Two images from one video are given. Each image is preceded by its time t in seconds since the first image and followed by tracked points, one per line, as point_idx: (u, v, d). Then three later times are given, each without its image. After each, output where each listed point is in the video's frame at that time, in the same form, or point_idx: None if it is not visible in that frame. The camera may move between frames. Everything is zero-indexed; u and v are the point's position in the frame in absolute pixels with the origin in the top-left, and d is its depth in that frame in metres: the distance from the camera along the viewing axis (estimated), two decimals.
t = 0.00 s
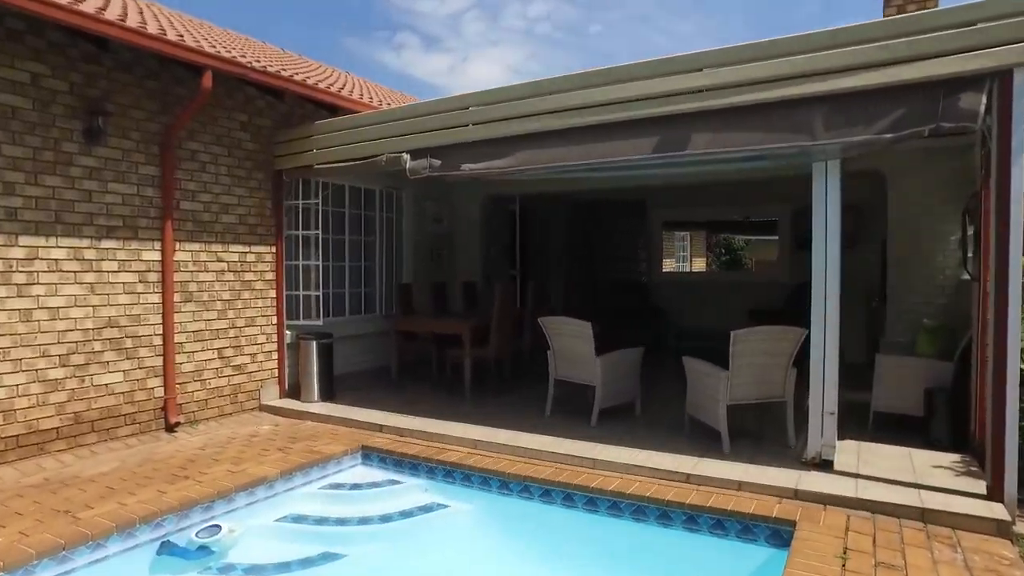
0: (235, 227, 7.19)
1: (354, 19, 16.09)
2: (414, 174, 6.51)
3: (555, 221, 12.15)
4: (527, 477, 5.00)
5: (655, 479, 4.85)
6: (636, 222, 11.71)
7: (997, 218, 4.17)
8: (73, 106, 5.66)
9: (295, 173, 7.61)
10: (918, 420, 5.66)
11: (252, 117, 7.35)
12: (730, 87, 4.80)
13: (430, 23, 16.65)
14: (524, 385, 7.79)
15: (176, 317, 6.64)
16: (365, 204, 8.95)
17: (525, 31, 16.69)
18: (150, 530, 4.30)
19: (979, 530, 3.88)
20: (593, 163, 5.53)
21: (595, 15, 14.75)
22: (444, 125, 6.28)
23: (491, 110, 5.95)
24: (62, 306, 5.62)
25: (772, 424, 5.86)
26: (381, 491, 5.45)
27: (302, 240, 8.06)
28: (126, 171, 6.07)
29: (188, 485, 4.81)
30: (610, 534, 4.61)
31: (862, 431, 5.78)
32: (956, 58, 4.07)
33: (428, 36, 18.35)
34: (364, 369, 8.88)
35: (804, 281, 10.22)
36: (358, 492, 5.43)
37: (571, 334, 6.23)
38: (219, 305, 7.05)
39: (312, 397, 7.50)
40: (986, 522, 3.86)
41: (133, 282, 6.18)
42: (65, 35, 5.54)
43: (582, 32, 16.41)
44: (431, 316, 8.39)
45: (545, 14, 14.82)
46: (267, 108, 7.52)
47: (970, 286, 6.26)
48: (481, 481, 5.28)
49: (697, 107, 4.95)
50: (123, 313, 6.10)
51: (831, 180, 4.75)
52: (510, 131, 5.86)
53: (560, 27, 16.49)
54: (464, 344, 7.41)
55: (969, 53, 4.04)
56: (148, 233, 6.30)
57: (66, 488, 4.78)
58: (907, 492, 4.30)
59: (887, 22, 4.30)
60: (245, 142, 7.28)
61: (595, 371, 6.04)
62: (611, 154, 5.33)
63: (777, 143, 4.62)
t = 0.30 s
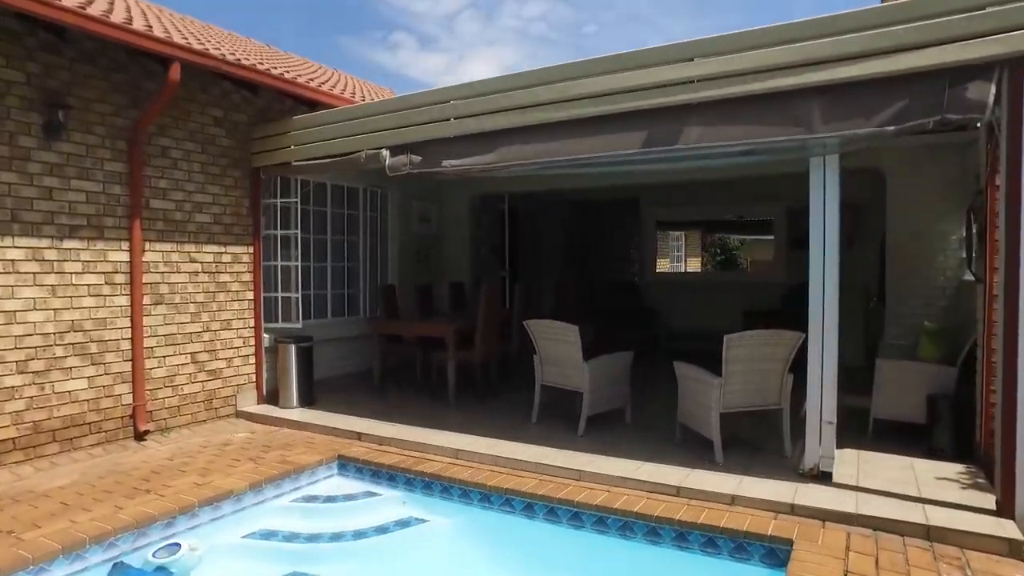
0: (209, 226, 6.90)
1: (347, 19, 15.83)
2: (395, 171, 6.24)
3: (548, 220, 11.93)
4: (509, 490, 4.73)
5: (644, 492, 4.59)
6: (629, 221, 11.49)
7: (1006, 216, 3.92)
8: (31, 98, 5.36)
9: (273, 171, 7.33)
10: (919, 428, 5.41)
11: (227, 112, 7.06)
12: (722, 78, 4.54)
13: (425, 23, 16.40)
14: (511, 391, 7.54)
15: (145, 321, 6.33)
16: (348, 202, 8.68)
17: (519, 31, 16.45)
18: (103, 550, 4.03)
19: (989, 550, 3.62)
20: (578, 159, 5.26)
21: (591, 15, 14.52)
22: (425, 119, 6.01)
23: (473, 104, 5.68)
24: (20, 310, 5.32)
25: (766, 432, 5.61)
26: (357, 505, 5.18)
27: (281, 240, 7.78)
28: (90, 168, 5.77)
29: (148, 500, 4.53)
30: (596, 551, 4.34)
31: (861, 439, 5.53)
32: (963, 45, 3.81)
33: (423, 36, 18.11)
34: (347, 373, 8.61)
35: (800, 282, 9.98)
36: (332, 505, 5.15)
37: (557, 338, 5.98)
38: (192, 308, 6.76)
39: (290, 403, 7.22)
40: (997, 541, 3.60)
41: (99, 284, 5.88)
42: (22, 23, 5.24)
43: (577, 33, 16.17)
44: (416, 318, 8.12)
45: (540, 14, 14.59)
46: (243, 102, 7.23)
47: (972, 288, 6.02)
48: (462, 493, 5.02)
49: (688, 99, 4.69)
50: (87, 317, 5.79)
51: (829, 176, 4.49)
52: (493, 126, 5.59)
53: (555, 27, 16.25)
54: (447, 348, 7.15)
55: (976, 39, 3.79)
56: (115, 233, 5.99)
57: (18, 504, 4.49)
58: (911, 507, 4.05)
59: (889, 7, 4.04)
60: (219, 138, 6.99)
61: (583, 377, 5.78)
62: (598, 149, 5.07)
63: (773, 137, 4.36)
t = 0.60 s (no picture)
0: (179, 225, 6.60)
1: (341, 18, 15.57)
2: (371, 167, 5.95)
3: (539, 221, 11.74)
4: (487, 505, 4.45)
5: (630, 508, 4.31)
6: (622, 221, 11.26)
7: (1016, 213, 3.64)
8: None
9: (247, 167, 7.03)
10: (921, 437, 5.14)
11: (199, 106, 6.76)
12: (713, 66, 4.26)
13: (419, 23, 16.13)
14: (496, 397, 7.25)
15: (110, 324, 5.99)
16: (329, 201, 8.39)
17: (515, 31, 16.20)
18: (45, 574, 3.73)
19: None
20: (562, 153, 4.98)
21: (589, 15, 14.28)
22: (402, 113, 5.73)
23: (453, 96, 5.40)
24: None
25: (759, 441, 5.34)
26: (328, 520, 4.88)
27: (258, 240, 7.48)
28: (48, 163, 5.47)
29: (99, 517, 4.23)
30: (578, 572, 4.06)
31: (859, 449, 5.26)
32: (970, 29, 3.53)
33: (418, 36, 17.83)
34: (327, 378, 8.33)
35: (796, 283, 9.72)
36: (301, 521, 4.86)
37: (541, 342, 5.70)
38: (162, 310, 6.46)
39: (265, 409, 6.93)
40: (1009, 565, 3.33)
41: (57, 285, 5.56)
42: None
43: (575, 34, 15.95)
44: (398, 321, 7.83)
45: (537, 14, 14.33)
46: (216, 96, 6.93)
47: (977, 290, 5.75)
48: (438, 508, 4.73)
49: (677, 89, 4.40)
50: (44, 320, 5.47)
51: (827, 170, 4.21)
52: (473, 119, 5.31)
53: (551, 28, 16.00)
54: (429, 352, 6.88)
55: (986, 21, 3.50)
56: (76, 233, 5.68)
57: None
58: (915, 526, 3.77)
59: None
60: (191, 133, 6.69)
61: (568, 382, 5.49)
62: (581, 143, 4.80)
63: (768, 128, 4.09)
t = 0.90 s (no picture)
0: (151, 223, 6.32)
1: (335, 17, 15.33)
2: (349, 163, 5.69)
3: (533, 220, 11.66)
4: (466, 520, 4.19)
5: (617, 523, 4.05)
6: (617, 219, 11.19)
7: None
8: None
9: (223, 164, 6.76)
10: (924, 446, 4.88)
11: (172, 99, 6.49)
12: (705, 54, 4.01)
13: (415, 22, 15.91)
14: (482, 402, 7.00)
15: (75, 327, 5.70)
16: (312, 199, 8.13)
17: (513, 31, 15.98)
18: None
19: None
20: (546, 147, 4.73)
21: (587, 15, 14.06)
22: (381, 106, 5.47)
23: (433, 88, 5.15)
24: None
25: (754, 451, 5.09)
26: (299, 534, 4.62)
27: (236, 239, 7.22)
28: (6, 157, 5.19)
29: (49, 534, 3.96)
30: None
31: (859, 459, 5.01)
32: (980, 11, 3.28)
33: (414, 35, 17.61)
34: (309, 382, 8.07)
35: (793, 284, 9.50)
36: (270, 536, 4.59)
37: (527, 345, 5.44)
38: (133, 313, 6.19)
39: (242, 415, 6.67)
40: None
41: (17, 287, 5.28)
42: None
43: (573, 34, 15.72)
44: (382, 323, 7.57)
45: (533, 13, 14.10)
46: (190, 90, 6.66)
47: (981, 291, 5.51)
48: (414, 522, 4.47)
49: (666, 79, 4.15)
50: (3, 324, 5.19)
51: (826, 165, 3.96)
52: (453, 112, 5.05)
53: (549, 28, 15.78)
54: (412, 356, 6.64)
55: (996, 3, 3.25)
56: (37, 231, 5.40)
57: None
58: (920, 545, 3.52)
59: None
60: (163, 128, 6.42)
61: (555, 388, 5.23)
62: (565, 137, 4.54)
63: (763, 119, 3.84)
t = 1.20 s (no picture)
0: (120, 221, 6.05)
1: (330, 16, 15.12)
2: (325, 158, 5.43)
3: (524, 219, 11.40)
4: (441, 536, 3.93)
5: (601, 541, 3.79)
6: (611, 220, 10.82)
7: None
8: None
9: (197, 159, 6.49)
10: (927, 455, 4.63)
11: (142, 92, 6.22)
12: (695, 39, 3.75)
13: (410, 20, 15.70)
14: (467, 408, 6.74)
15: (37, 330, 5.42)
16: (293, 197, 7.86)
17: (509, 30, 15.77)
18: None
19: None
20: (529, 140, 4.47)
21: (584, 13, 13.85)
22: (356, 97, 5.20)
23: (411, 78, 4.89)
24: None
25: (748, 461, 4.83)
26: (266, 550, 4.35)
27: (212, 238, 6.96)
28: None
29: None
30: None
31: (858, 469, 4.75)
32: None
33: (410, 33, 17.39)
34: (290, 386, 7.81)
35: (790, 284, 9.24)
36: (235, 552, 4.33)
37: (510, 349, 5.18)
38: (101, 314, 5.91)
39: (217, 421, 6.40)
40: None
41: None
42: None
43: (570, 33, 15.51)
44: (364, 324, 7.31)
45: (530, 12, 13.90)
46: (162, 82, 6.39)
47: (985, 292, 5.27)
48: (387, 538, 4.21)
49: (653, 66, 3.90)
50: None
51: (824, 157, 3.70)
52: (432, 103, 4.79)
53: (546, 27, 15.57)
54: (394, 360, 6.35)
55: None
56: None
57: None
58: (926, 565, 3.27)
59: None
60: (133, 121, 6.15)
61: (539, 394, 4.96)
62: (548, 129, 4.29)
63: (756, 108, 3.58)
